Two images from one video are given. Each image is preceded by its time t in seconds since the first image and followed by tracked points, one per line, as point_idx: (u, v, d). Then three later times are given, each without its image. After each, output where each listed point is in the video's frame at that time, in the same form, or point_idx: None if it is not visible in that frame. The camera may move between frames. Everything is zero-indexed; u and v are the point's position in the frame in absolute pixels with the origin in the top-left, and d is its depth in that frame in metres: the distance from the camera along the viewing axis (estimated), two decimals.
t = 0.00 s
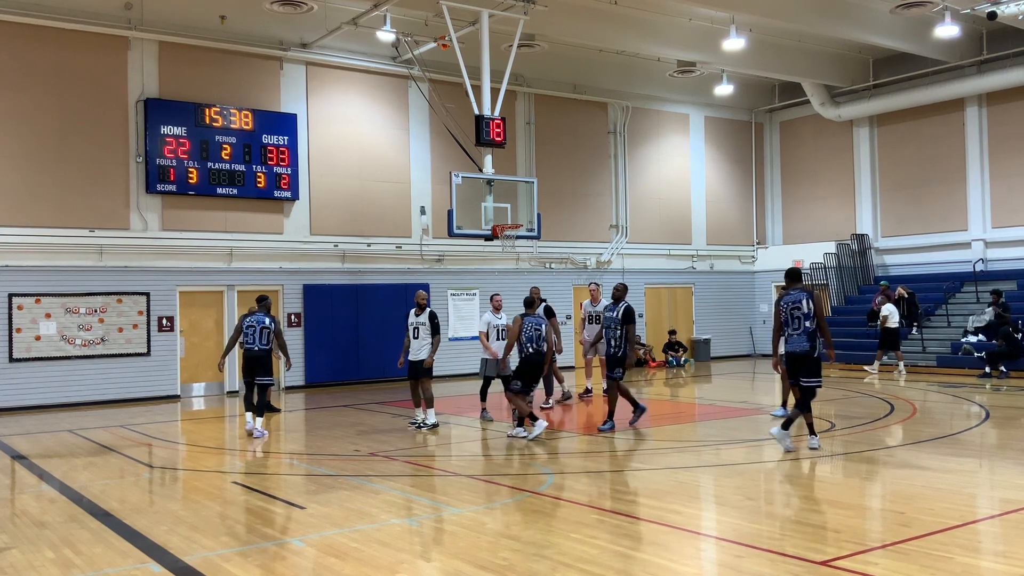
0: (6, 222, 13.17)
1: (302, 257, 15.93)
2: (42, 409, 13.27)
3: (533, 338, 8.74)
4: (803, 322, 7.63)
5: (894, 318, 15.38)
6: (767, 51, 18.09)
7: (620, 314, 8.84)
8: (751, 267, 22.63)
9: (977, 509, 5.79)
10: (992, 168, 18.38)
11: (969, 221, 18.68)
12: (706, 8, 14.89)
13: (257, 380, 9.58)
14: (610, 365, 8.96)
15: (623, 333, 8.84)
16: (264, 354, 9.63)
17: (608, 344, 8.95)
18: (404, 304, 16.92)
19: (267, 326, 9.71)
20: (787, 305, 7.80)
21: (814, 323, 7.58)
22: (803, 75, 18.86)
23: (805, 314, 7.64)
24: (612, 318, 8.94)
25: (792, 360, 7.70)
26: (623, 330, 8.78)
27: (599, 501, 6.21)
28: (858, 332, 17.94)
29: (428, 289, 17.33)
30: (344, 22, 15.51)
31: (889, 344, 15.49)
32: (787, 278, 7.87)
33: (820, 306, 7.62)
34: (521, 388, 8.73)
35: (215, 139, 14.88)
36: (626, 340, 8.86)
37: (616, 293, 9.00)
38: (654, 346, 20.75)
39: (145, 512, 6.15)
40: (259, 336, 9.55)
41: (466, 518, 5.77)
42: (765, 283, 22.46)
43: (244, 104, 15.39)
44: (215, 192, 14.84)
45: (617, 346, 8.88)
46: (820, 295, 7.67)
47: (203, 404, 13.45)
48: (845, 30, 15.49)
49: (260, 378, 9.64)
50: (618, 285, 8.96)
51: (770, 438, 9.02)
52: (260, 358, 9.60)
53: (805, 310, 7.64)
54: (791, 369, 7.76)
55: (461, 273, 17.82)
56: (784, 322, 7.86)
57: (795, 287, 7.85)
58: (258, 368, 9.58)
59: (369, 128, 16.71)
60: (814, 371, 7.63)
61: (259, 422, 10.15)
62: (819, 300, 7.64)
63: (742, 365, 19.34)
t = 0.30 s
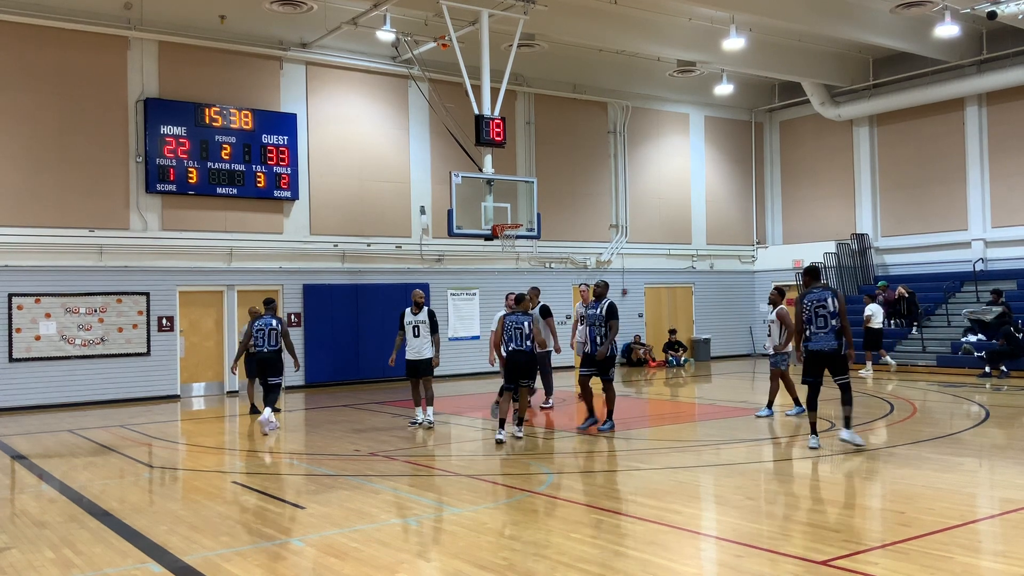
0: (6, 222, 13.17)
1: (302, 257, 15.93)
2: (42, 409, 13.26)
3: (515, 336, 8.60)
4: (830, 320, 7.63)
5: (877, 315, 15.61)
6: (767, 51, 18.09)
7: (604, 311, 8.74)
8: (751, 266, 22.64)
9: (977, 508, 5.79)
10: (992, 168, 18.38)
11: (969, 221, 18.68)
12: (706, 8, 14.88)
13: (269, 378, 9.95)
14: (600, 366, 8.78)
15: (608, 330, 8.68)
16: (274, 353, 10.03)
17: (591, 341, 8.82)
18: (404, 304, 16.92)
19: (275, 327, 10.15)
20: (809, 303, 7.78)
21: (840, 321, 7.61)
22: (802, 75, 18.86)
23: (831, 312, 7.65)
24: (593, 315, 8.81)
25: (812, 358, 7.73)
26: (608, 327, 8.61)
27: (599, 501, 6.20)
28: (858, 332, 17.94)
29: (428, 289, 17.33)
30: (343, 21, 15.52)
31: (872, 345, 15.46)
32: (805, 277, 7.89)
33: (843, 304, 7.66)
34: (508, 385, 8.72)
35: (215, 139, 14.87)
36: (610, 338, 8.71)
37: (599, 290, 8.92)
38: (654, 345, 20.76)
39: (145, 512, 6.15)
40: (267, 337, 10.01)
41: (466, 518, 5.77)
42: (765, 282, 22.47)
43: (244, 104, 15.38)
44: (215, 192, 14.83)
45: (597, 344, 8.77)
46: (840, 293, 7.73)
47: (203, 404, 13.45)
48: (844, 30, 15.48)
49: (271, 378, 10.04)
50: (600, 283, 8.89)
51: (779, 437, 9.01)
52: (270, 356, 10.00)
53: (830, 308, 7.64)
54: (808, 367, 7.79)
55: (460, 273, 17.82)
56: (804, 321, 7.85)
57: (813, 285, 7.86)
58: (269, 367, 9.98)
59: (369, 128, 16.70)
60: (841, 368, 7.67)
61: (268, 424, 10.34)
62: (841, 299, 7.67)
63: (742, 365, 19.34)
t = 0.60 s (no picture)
0: (6, 222, 13.17)
1: (302, 256, 15.93)
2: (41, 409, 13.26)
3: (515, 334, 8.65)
4: (865, 321, 7.67)
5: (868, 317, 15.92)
6: (767, 51, 18.10)
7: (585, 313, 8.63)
8: (751, 266, 22.65)
9: (977, 508, 5.79)
10: (992, 168, 18.38)
11: (969, 221, 18.68)
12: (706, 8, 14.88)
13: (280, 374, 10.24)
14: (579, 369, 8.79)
15: (589, 333, 8.60)
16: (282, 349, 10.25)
17: (572, 344, 8.72)
18: (403, 304, 16.92)
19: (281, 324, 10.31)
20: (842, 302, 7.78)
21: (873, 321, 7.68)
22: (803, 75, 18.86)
23: (865, 312, 7.69)
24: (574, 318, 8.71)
25: (843, 358, 7.76)
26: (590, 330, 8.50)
27: (599, 501, 6.19)
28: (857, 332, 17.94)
29: (428, 289, 17.34)
30: (343, 21, 15.52)
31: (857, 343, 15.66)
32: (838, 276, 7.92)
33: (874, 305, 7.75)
34: (507, 385, 8.59)
35: (215, 138, 14.87)
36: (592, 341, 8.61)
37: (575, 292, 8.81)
38: (654, 345, 20.77)
39: (145, 512, 6.15)
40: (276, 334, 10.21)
41: (466, 518, 5.77)
42: (765, 282, 22.48)
43: (244, 104, 15.38)
44: (215, 192, 14.83)
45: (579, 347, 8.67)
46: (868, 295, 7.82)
47: (203, 404, 13.45)
48: (844, 29, 15.49)
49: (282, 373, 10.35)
50: (574, 284, 8.76)
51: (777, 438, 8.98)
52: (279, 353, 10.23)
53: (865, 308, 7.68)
54: (836, 366, 7.79)
55: (460, 273, 17.83)
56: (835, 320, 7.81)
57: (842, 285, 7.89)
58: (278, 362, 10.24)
59: (369, 128, 16.70)
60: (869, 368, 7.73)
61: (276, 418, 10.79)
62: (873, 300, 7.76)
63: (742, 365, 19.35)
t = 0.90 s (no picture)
0: (6, 222, 13.17)
1: (301, 256, 15.94)
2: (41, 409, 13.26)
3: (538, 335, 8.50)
4: (885, 319, 7.73)
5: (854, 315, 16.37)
6: (767, 51, 18.09)
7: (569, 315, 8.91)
8: (751, 266, 22.65)
9: (977, 508, 5.79)
10: (991, 167, 18.38)
11: (969, 221, 18.68)
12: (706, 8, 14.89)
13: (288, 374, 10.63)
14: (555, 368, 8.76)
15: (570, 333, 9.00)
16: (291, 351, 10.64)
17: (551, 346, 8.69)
18: (403, 304, 16.93)
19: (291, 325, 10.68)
20: (865, 301, 7.72)
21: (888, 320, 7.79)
22: (803, 75, 18.86)
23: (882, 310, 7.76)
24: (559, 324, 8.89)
25: (869, 357, 7.77)
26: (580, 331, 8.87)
27: (600, 501, 6.19)
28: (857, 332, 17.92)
29: (428, 289, 17.35)
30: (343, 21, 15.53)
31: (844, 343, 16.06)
32: (856, 275, 7.79)
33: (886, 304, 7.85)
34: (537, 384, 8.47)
35: (215, 138, 14.87)
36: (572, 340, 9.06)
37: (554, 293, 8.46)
38: (654, 345, 20.78)
39: (146, 512, 6.14)
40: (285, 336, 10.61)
41: (466, 518, 5.77)
42: (765, 283, 22.47)
43: (243, 104, 15.37)
44: (215, 192, 14.83)
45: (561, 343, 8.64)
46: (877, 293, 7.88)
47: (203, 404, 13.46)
48: (844, 29, 15.48)
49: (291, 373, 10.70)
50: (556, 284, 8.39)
51: (766, 440, 8.93)
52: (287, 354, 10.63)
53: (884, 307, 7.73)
54: (863, 367, 7.80)
55: (460, 273, 17.84)
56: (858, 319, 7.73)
57: (857, 283, 7.82)
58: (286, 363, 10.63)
59: (369, 128, 16.70)
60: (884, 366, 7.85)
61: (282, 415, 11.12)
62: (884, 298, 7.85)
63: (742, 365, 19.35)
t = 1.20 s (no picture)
0: (6, 222, 13.17)
1: (301, 256, 15.94)
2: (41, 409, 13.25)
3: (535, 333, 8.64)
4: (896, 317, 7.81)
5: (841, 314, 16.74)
6: (767, 51, 18.09)
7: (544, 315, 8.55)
8: (751, 266, 22.65)
9: (977, 508, 5.79)
10: (991, 167, 18.38)
11: (969, 221, 18.68)
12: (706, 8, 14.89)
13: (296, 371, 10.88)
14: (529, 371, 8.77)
15: (546, 335, 8.58)
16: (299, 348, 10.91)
17: (528, 348, 8.69)
18: (403, 304, 16.92)
19: (300, 324, 11.00)
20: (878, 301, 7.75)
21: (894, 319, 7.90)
22: (802, 75, 18.86)
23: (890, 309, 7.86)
24: (534, 321, 8.59)
25: (894, 358, 7.70)
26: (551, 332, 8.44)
27: (600, 501, 6.19)
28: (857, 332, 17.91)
29: (427, 289, 17.35)
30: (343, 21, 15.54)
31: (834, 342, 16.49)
32: (862, 276, 7.76)
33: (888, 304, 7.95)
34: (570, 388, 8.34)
35: (215, 138, 14.86)
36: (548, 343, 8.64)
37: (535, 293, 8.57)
38: (654, 345, 20.79)
39: (146, 513, 6.14)
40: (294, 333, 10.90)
41: (467, 518, 5.77)
42: (765, 282, 22.46)
43: (243, 104, 15.37)
44: (215, 192, 14.83)
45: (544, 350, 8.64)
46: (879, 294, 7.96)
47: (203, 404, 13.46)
48: (844, 29, 15.48)
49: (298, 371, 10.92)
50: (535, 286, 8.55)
51: (758, 440, 8.91)
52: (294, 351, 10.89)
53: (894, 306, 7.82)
54: (887, 367, 7.72)
55: (460, 273, 17.84)
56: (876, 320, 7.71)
57: (865, 285, 7.84)
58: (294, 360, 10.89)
59: (368, 128, 16.70)
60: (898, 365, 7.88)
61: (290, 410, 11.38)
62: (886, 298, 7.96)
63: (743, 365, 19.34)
